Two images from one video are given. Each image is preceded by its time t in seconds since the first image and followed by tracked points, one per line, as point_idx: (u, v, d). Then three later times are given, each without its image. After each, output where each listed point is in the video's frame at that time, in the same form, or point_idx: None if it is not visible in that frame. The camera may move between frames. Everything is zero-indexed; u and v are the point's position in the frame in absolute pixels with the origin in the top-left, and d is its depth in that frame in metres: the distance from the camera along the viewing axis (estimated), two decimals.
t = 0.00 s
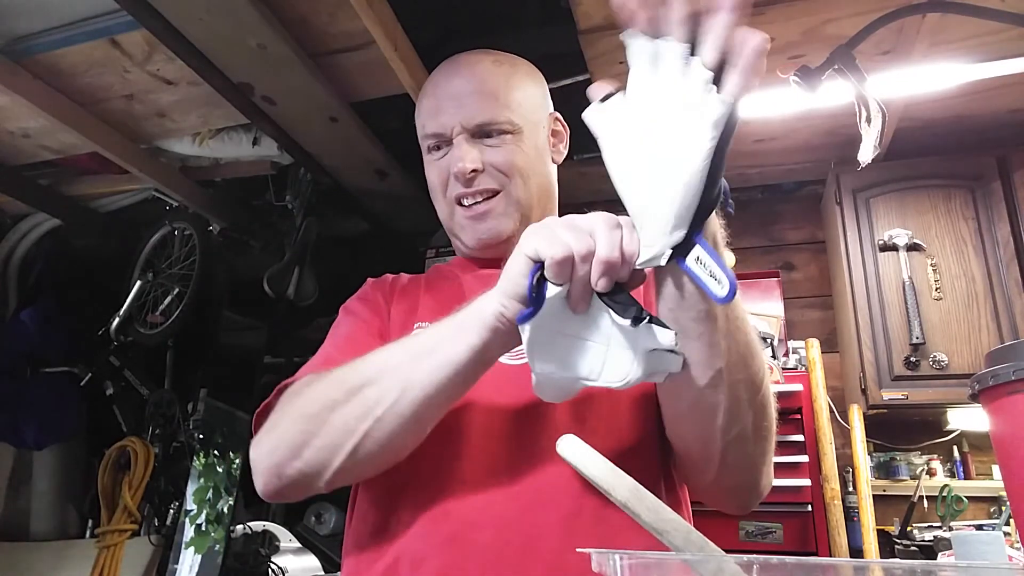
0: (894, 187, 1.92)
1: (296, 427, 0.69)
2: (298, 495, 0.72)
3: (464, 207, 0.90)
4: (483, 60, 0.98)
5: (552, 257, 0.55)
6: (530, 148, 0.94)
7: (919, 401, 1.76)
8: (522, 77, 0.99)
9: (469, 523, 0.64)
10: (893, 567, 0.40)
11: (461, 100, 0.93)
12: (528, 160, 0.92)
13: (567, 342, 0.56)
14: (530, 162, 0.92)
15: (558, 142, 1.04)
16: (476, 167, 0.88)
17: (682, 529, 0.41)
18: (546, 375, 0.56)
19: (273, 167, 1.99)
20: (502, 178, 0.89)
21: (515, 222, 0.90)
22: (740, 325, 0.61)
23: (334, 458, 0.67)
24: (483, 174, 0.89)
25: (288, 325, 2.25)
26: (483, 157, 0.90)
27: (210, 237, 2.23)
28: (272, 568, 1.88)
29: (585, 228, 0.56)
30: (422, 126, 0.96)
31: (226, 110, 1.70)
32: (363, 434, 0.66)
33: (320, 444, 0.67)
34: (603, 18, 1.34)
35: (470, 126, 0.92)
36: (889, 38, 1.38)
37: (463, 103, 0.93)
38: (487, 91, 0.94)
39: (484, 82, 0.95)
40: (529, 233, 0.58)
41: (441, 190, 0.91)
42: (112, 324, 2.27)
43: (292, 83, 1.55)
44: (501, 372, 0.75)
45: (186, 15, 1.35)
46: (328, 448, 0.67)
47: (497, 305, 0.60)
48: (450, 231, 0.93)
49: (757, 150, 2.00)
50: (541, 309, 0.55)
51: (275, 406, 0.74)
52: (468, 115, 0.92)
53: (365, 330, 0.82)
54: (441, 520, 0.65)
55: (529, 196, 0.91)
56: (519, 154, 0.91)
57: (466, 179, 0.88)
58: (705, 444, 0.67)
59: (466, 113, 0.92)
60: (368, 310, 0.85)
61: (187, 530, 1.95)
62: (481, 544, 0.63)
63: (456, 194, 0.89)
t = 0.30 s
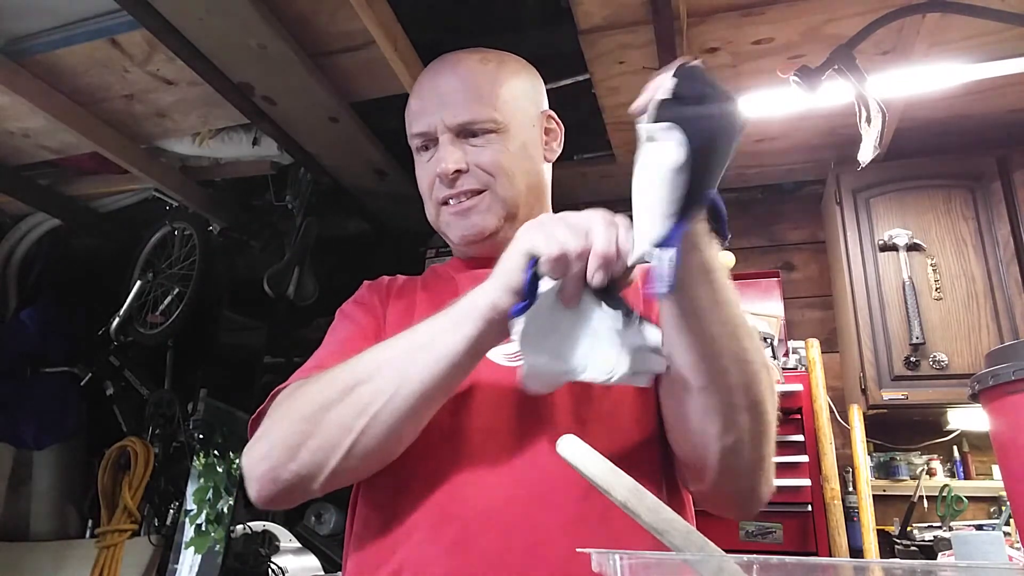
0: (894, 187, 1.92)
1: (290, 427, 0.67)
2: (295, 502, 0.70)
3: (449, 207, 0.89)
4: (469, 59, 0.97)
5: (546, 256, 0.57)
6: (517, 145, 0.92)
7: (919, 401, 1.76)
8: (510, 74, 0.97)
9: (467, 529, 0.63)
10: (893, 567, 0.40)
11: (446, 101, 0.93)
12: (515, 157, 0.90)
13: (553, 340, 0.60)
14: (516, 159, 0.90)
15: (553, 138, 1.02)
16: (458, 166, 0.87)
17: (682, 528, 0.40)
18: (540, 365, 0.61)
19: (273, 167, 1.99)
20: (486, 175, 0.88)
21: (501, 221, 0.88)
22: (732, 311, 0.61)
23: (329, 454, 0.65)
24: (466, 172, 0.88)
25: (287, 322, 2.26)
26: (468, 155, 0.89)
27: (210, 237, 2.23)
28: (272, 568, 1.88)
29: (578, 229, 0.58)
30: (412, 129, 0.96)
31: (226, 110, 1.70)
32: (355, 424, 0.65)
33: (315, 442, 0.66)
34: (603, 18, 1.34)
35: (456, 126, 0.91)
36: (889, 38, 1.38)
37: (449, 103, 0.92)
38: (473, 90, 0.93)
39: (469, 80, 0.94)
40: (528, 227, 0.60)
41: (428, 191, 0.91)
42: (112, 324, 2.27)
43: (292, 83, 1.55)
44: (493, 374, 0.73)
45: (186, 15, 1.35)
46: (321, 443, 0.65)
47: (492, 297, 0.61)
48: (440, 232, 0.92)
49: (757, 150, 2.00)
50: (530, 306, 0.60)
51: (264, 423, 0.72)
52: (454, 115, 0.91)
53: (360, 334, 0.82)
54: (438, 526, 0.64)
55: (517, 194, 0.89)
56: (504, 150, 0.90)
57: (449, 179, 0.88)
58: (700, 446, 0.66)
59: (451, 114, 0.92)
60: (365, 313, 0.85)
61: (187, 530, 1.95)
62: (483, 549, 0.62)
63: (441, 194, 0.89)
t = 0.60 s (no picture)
0: (894, 187, 1.92)
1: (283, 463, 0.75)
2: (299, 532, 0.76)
3: (453, 195, 0.88)
4: (482, 49, 0.98)
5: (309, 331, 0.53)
6: (525, 139, 0.92)
7: (919, 401, 1.76)
8: (521, 70, 0.98)
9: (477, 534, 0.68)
10: (893, 567, 0.40)
11: (458, 89, 0.93)
12: (522, 152, 0.90)
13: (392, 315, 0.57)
14: (523, 154, 0.90)
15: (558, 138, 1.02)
16: (467, 153, 0.87)
17: (682, 528, 0.40)
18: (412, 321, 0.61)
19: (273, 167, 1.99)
20: (494, 166, 0.88)
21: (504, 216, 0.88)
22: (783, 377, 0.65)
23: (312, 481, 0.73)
24: (475, 160, 0.87)
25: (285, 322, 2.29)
26: (476, 143, 0.89)
27: (210, 238, 2.22)
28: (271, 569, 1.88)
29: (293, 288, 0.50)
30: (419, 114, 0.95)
31: (227, 110, 1.71)
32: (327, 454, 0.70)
33: (297, 476, 0.72)
34: (603, 18, 1.34)
35: (466, 113, 0.92)
36: (889, 38, 1.38)
37: (461, 92, 0.93)
38: (487, 82, 0.94)
39: (481, 71, 0.94)
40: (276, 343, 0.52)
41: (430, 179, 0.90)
42: (112, 324, 2.28)
43: (292, 83, 1.55)
44: (496, 378, 0.77)
45: (186, 15, 1.35)
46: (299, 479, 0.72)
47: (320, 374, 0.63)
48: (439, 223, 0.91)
49: (757, 150, 2.00)
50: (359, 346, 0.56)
51: (247, 457, 0.78)
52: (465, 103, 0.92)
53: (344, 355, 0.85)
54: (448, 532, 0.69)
55: (521, 189, 0.89)
56: (513, 143, 0.90)
57: (457, 165, 0.87)
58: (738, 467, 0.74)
59: (462, 102, 0.92)
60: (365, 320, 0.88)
61: (187, 530, 1.95)
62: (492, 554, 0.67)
63: (446, 181, 0.88)
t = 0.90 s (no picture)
0: (894, 187, 1.92)
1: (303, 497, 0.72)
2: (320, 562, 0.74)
3: (476, 190, 0.89)
4: (517, 45, 0.98)
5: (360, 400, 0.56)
6: (551, 143, 0.93)
7: (919, 401, 1.76)
8: (550, 74, 0.99)
9: (471, 533, 0.69)
10: (892, 567, 0.40)
11: (490, 83, 0.94)
12: (547, 155, 0.91)
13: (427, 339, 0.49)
14: (548, 157, 0.91)
15: (571, 147, 1.04)
16: (497, 150, 0.88)
17: (682, 529, 0.40)
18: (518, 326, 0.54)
19: (273, 167, 1.99)
20: (520, 165, 0.89)
21: (525, 215, 0.89)
22: (705, 427, 0.67)
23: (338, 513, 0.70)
24: (503, 158, 0.88)
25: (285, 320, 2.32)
26: (506, 141, 0.90)
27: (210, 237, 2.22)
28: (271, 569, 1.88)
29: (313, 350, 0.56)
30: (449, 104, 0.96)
31: (226, 110, 1.70)
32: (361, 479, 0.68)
33: (334, 516, 0.70)
34: (603, 18, 1.34)
35: (498, 109, 0.92)
36: (889, 37, 1.38)
37: (492, 87, 0.93)
38: (518, 81, 0.94)
39: (514, 69, 0.95)
40: (319, 412, 0.58)
41: (454, 172, 0.91)
42: (111, 324, 2.28)
43: (292, 83, 1.55)
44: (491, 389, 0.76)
45: (186, 15, 1.35)
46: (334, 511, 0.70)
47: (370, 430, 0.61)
48: (456, 217, 0.92)
49: (757, 150, 2.00)
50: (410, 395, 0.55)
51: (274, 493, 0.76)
52: (497, 99, 0.92)
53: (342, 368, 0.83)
54: (441, 532, 0.70)
55: (542, 191, 0.90)
56: (540, 146, 0.91)
57: (486, 160, 0.88)
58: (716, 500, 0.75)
59: (494, 98, 0.93)
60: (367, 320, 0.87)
61: (186, 530, 1.95)
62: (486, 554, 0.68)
63: (471, 176, 0.89)
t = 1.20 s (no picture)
0: (895, 187, 1.92)
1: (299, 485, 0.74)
2: (309, 550, 0.75)
3: (495, 191, 0.90)
4: (545, 47, 0.98)
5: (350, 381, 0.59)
6: (573, 149, 0.93)
7: (918, 402, 1.76)
8: (576, 79, 0.99)
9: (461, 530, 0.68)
10: (893, 567, 0.40)
11: (518, 84, 0.94)
12: (568, 161, 0.92)
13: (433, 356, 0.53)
14: (569, 163, 0.92)
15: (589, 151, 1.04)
16: (521, 153, 0.89)
17: (681, 528, 0.39)
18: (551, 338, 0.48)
19: (273, 167, 1.99)
20: (542, 171, 0.89)
21: (542, 221, 0.89)
22: (722, 446, 0.65)
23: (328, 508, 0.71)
24: (527, 162, 0.89)
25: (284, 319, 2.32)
26: (530, 144, 0.90)
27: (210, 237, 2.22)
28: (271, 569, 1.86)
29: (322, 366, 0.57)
30: (474, 102, 0.96)
31: (226, 110, 1.71)
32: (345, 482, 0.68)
33: (312, 511, 0.71)
34: (603, 18, 1.34)
35: (524, 110, 0.93)
36: (889, 38, 1.38)
37: (520, 88, 0.93)
38: (546, 84, 0.94)
39: (543, 72, 0.95)
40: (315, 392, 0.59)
41: (476, 171, 0.91)
42: (111, 324, 2.27)
43: (292, 83, 1.55)
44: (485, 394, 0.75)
45: (187, 16, 1.35)
46: (318, 504, 0.70)
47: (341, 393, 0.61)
48: (473, 215, 0.93)
49: (757, 151, 2.00)
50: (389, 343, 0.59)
51: (278, 475, 0.80)
52: (524, 100, 0.92)
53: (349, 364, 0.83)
54: (433, 533, 0.69)
55: (561, 198, 0.91)
56: (563, 152, 0.91)
57: (509, 163, 0.89)
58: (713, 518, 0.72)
59: (522, 100, 0.93)
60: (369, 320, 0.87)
61: (187, 530, 1.95)
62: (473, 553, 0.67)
63: (493, 177, 0.89)
